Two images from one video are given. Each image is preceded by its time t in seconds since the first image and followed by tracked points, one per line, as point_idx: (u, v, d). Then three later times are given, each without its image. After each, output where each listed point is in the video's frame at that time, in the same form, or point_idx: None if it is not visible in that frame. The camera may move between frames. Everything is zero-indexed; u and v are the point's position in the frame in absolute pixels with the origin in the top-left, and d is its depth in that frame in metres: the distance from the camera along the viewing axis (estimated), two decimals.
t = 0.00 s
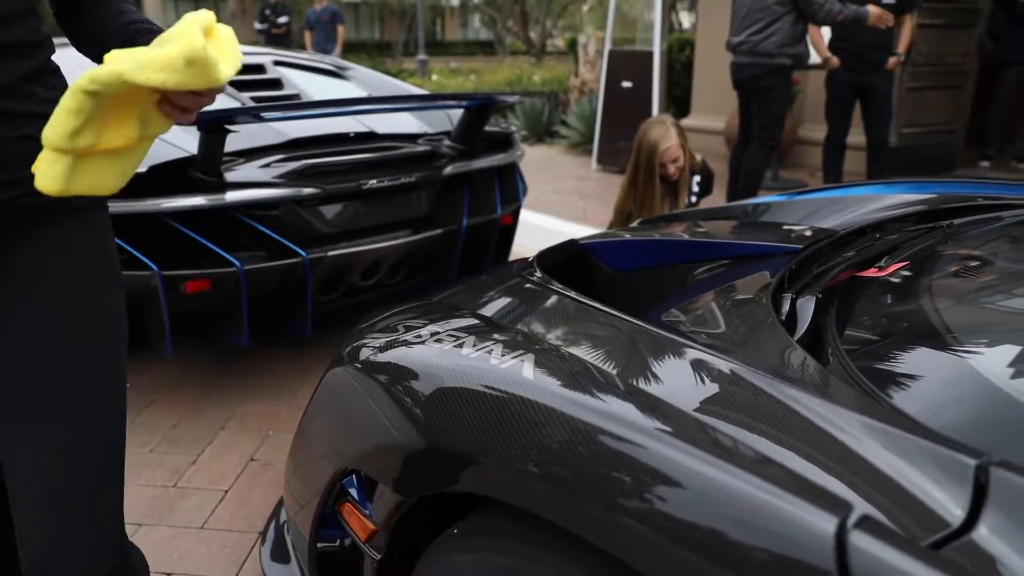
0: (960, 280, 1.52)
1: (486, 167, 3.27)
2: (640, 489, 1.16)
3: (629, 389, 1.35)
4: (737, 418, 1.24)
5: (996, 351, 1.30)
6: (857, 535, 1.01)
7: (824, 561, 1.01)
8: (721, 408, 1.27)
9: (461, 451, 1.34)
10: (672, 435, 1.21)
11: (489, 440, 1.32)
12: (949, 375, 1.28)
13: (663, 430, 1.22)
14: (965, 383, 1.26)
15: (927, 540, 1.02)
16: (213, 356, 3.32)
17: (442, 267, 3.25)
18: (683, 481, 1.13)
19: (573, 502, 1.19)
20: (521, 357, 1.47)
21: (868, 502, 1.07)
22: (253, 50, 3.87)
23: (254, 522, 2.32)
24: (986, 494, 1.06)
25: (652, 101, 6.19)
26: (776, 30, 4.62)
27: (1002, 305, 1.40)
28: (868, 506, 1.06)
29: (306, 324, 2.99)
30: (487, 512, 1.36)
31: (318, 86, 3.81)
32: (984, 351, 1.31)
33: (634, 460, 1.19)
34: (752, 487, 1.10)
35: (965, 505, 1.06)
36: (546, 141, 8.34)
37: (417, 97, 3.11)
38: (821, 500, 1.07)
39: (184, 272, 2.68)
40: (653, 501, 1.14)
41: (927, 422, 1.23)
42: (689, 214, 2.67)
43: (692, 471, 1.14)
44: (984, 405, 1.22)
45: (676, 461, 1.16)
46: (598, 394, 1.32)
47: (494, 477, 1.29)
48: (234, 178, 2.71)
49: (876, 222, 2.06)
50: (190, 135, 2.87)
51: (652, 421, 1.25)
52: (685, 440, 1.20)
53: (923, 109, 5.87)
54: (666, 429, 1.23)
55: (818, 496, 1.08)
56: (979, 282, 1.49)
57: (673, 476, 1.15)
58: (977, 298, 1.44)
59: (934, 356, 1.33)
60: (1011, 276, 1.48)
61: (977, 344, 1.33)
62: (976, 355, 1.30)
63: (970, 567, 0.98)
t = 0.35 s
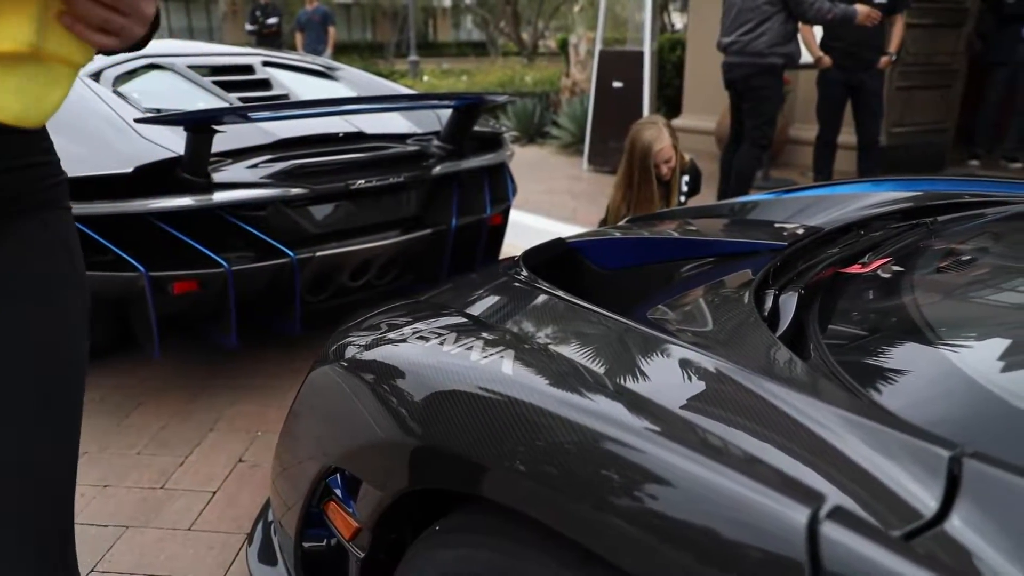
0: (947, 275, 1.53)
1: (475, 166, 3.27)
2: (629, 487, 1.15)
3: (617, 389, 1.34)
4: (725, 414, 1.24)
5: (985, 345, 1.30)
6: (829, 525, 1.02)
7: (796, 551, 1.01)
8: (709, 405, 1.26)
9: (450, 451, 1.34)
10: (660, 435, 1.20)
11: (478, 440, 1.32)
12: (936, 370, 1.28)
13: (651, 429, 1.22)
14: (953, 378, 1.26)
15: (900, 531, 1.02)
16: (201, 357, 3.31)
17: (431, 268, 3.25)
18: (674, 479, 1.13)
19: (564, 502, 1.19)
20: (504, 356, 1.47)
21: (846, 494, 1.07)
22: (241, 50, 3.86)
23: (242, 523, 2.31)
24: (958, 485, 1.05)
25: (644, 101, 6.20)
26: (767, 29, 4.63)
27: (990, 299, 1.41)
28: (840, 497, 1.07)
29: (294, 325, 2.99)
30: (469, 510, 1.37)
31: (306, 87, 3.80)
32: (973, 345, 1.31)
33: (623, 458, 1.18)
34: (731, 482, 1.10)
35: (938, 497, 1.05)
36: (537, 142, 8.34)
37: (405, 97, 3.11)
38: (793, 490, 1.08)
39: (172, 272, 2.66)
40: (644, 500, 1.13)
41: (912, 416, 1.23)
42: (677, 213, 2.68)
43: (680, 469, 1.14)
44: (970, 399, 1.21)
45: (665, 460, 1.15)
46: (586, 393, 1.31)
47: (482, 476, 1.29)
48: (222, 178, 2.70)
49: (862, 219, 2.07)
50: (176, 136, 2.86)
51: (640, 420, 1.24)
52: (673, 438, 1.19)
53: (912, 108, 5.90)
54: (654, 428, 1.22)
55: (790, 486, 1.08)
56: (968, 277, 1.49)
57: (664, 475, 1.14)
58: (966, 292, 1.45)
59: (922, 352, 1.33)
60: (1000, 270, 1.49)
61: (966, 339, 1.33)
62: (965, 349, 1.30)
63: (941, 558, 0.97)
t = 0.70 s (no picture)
0: (932, 271, 1.56)
1: (463, 166, 3.29)
2: (618, 484, 1.16)
3: (603, 387, 1.35)
4: (709, 411, 1.25)
5: (972, 337, 1.32)
6: (799, 516, 1.04)
7: (765, 543, 1.04)
8: (691, 402, 1.28)
9: (439, 450, 1.35)
10: (645, 434, 1.21)
11: (466, 439, 1.33)
12: (921, 364, 1.30)
13: (637, 428, 1.23)
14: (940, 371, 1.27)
15: (867, 520, 1.03)
16: (190, 358, 3.31)
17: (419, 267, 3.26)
18: (661, 477, 1.14)
19: (551, 501, 1.20)
20: (485, 355, 1.48)
21: (821, 486, 1.09)
22: (229, 50, 3.85)
23: (231, 523, 2.32)
24: (924, 477, 1.06)
25: (632, 100, 6.22)
26: (754, 29, 4.66)
27: (976, 293, 1.44)
28: (808, 487, 1.09)
29: (283, 325, 3.00)
30: (454, 506, 1.38)
31: (294, 87, 3.80)
32: (960, 338, 1.33)
33: (610, 455, 1.20)
34: (710, 477, 1.12)
35: (907, 487, 1.06)
36: (526, 141, 8.36)
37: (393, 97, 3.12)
38: (772, 485, 1.10)
39: (159, 273, 2.66)
40: (633, 497, 1.15)
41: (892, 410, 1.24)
42: (664, 211, 2.69)
43: (666, 466, 1.15)
44: (951, 392, 1.23)
45: (651, 458, 1.17)
46: (572, 392, 1.32)
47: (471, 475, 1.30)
48: (209, 179, 2.70)
49: (844, 217, 2.09)
50: (163, 138, 2.86)
51: (625, 419, 1.25)
52: (658, 437, 1.20)
53: (898, 106, 5.96)
54: (640, 427, 1.23)
55: (769, 481, 1.10)
56: (954, 272, 1.53)
57: (651, 472, 1.15)
58: (951, 286, 1.48)
59: (906, 346, 1.35)
60: (983, 266, 1.52)
61: (953, 332, 1.35)
62: (953, 342, 1.33)
63: (910, 545, 0.99)
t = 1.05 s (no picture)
0: (906, 267, 1.60)
1: (445, 167, 3.31)
2: (601, 479, 1.19)
3: (584, 386, 1.37)
4: (685, 406, 1.28)
5: (947, 331, 1.36)
6: (763, 504, 1.07)
7: (733, 532, 1.07)
8: (667, 397, 1.31)
9: (424, 448, 1.37)
10: (627, 431, 1.23)
11: (449, 437, 1.35)
12: (894, 357, 1.33)
13: (617, 425, 1.25)
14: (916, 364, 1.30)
15: (832, 509, 1.07)
16: (174, 360, 3.31)
17: (403, 268, 3.28)
18: (642, 472, 1.17)
19: (533, 496, 1.23)
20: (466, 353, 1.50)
21: (789, 476, 1.13)
22: (211, 52, 3.86)
23: (216, 522, 2.33)
24: (886, 469, 1.10)
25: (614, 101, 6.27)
26: (734, 32, 4.71)
27: (949, 288, 1.49)
28: (774, 478, 1.13)
29: (267, 326, 3.02)
30: (435, 500, 1.41)
31: (277, 89, 3.81)
32: (935, 332, 1.36)
33: (595, 452, 1.22)
34: (686, 472, 1.14)
35: (870, 477, 1.10)
36: (510, 142, 8.40)
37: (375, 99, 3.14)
38: (743, 478, 1.13)
39: (142, 275, 2.66)
40: (616, 492, 1.17)
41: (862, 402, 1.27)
42: (643, 211, 2.73)
43: (646, 462, 1.18)
44: (917, 383, 1.27)
45: (631, 454, 1.19)
46: (553, 390, 1.35)
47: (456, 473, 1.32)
48: (192, 181, 2.71)
49: (818, 215, 2.14)
50: (146, 140, 2.87)
51: (605, 416, 1.27)
52: (637, 433, 1.23)
53: (875, 107, 6.06)
54: (620, 424, 1.25)
55: (742, 475, 1.13)
56: (929, 267, 1.58)
57: (633, 468, 1.18)
58: (927, 281, 1.52)
59: (880, 340, 1.38)
60: (956, 261, 1.57)
61: (929, 327, 1.38)
62: (928, 336, 1.36)
63: (872, 533, 1.03)
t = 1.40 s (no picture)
0: (882, 259, 1.66)
1: (428, 167, 3.33)
2: (586, 471, 1.20)
3: (568, 382, 1.38)
4: (665, 399, 1.31)
5: (923, 320, 1.39)
6: (730, 489, 1.09)
7: (705, 518, 1.08)
8: (647, 391, 1.33)
9: (410, 445, 1.38)
10: (611, 425, 1.24)
11: (434, 434, 1.36)
12: (867, 346, 1.37)
13: (601, 419, 1.26)
14: (894, 351, 1.34)
15: (801, 492, 1.11)
16: (157, 362, 3.31)
17: (386, 268, 3.30)
18: (626, 464, 1.17)
19: (517, 490, 1.24)
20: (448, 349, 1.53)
21: (760, 462, 1.16)
22: (192, 54, 3.85)
23: (201, 523, 2.34)
24: (853, 452, 1.14)
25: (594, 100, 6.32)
26: (712, 30, 4.77)
27: (924, 278, 1.54)
28: (750, 468, 1.15)
29: (250, 327, 3.02)
30: (417, 493, 1.43)
31: (258, 91, 3.81)
32: (911, 321, 1.40)
33: (579, 445, 1.23)
34: (669, 463, 1.15)
35: (838, 461, 1.14)
36: (493, 143, 8.42)
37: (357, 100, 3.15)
38: (720, 469, 1.14)
39: (125, 277, 2.65)
40: (601, 483, 1.18)
41: (836, 391, 1.31)
42: (624, 208, 2.77)
43: (629, 454, 1.18)
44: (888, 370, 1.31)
45: (615, 446, 1.20)
46: (538, 386, 1.36)
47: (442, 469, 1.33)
48: (173, 183, 2.71)
49: (793, 211, 2.18)
50: (127, 142, 2.86)
51: (589, 411, 1.28)
52: (621, 427, 1.24)
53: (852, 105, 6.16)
54: (604, 419, 1.26)
55: (720, 466, 1.14)
56: (906, 259, 1.62)
57: (616, 460, 1.19)
58: (903, 272, 1.58)
59: (858, 331, 1.42)
60: (931, 252, 1.63)
61: (906, 315, 1.42)
62: (905, 324, 1.40)
63: (837, 515, 1.06)
